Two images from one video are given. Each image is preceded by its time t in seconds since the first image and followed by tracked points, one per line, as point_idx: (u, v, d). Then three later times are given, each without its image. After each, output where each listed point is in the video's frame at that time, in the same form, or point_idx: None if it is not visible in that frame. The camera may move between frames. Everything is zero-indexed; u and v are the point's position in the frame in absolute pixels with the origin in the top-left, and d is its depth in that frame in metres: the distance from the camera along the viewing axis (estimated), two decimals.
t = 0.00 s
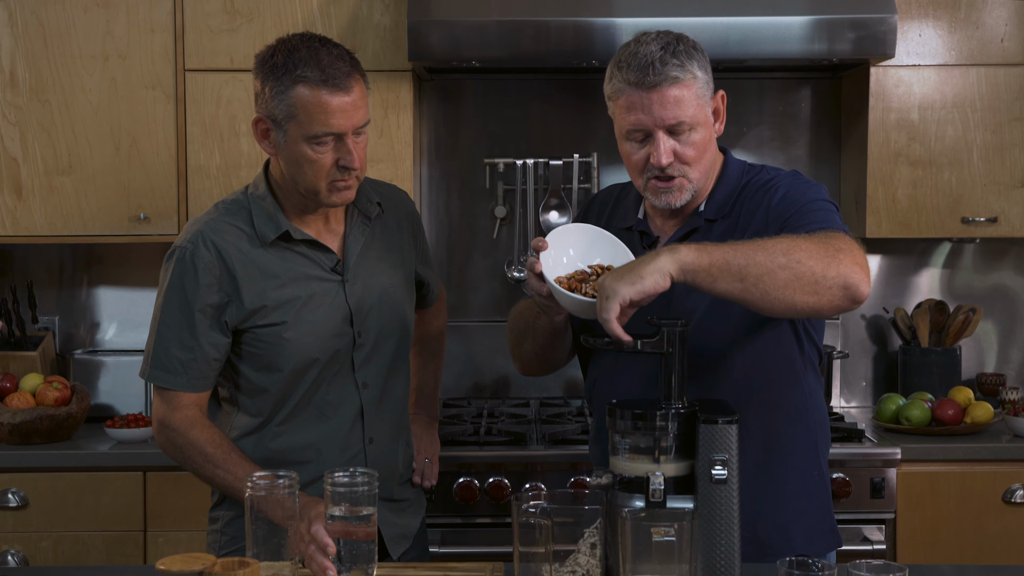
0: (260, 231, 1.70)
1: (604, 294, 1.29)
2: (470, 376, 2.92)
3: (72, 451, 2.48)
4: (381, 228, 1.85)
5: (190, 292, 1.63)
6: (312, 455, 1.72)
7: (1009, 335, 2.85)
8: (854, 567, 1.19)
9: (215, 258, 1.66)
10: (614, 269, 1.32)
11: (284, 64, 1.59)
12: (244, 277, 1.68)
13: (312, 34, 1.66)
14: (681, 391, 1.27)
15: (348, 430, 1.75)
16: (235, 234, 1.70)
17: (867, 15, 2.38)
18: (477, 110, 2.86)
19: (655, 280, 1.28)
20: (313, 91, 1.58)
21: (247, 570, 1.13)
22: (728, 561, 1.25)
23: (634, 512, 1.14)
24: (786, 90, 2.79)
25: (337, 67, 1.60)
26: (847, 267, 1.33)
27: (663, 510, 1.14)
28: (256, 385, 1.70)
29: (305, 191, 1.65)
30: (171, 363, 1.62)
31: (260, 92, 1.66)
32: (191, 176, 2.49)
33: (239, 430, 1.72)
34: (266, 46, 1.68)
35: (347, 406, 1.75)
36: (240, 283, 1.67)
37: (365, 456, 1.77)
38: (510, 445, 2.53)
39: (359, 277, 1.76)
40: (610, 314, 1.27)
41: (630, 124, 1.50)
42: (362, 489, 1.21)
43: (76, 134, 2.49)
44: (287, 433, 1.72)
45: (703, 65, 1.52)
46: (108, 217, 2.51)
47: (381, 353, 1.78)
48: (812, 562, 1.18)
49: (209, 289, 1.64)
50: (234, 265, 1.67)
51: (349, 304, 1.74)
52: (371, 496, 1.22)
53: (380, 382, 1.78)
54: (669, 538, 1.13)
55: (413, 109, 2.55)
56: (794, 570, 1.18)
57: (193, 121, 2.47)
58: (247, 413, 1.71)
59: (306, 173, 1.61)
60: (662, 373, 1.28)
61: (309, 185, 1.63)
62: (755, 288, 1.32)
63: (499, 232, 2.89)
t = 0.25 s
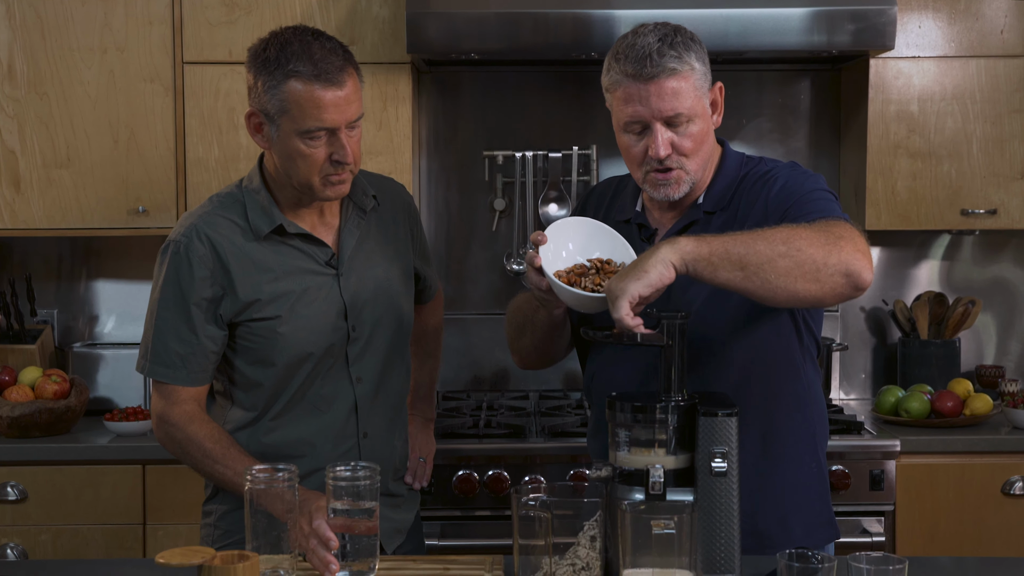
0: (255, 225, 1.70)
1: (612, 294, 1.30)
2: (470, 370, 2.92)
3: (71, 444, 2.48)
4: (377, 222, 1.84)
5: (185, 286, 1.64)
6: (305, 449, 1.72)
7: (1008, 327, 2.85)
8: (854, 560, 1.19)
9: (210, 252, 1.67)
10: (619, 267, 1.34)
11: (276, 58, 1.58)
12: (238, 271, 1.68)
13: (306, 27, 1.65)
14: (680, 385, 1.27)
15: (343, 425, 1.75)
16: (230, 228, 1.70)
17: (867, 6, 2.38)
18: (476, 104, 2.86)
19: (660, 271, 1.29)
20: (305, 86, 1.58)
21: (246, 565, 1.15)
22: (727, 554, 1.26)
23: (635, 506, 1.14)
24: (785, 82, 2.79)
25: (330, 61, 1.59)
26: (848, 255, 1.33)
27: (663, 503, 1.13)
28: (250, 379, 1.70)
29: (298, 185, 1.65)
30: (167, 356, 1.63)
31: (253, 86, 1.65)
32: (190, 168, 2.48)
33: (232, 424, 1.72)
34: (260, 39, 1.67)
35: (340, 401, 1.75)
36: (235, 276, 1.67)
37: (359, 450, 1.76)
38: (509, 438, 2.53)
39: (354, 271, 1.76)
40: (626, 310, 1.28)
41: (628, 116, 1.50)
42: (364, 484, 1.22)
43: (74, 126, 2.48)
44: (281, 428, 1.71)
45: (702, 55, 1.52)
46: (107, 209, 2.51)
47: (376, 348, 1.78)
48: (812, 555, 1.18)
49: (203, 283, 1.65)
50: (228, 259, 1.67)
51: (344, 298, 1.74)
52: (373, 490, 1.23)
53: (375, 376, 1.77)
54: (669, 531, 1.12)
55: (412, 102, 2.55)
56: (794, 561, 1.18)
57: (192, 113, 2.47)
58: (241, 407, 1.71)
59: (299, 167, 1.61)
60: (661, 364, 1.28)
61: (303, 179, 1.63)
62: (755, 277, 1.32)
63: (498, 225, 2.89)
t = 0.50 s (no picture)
0: (256, 215, 1.83)
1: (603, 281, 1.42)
2: (468, 351, 3.06)
3: (91, 422, 2.63)
4: (371, 211, 1.98)
5: (191, 272, 1.77)
6: (304, 425, 1.86)
7: (978, 312, 2.99)
8: (831, 529, 1.30)
9: (213, 240, 1.79)
10: (608, 256, 1.45)
11: (275, 59, 1.70)
12: (241, 258, 1.80)
13: (303, 27, 1.77)
14: (667, 364, 1.41)
15: (339, 403, 1.89)
16: (232, 218, 1.82)
17: (846, 7, 2.49)
18: (474, 97, 2.98)
19: (649, 260, 1.41)
20: (303, 85, 1.70)
21: (258, 535, 1.29)
22: (711, 524, 1.37)
23: (624, 480, 1.31)
24: (768, 79, 2.91)
25: (327, 61, 1.71)
26: (827, 243, 1.47)
27: (651, 478, 1.30)
28: (252, 361, 1.84)
29: (295, 178, 1.78)
30: (175, 339, 1.76)
31: (253, 83, 1.77)
32: (201, 161, 2.61)
33: (235, 403, 1.86)
34: (259, 39, 1.79)
35: (337, 381, 1.89)
36: (237, 263, 1.80)
37: (354, 427, 1.91)
38: (505, 416, 2.67)
39: (349, 259, 1.90)
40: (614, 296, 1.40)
41: (616, 110, 1.62)
42: (368, 460, 1.37)
43: (91, 121, 2.60)
44: (281, 406, 1.86)
45: (685, 53, 1.64)
46: (122, 200, 2.63)
47: (370, 331, 1.92)
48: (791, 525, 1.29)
49: (208, 269, 1.77)
50: (231, 246, 1.80)
51: (340, 284, 1.88)
52: (376, 466, 1.39)
53: (370, 357, 1.92)
54: (656, 502, 1.29)
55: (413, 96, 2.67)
56: (775, 532, 1.29)
57: (203, 108, 2.59)
58: (244, 387, 1.85)
59: (297, 162, 1.74)
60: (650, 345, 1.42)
61: (300, 172, 1.76)
62: (741, 264, 1.45)
63: (495, 214, 3.02)
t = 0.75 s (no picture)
0: (256, 200, 1.99)
1: (593, 263, 1.58)
2: (463, 331, 3.24)
3: (110, 396, 2.80)
4: (364, 198, 2.15)
5: (199, 254, 1.92)
6: (302, 398, 2.04)
7: (941, 294, 3.18)
8: (804, 498, 1.44)
9: (217, 224, 1.95)
10: (599, 238, 1.60)
11: (276, 55, 1.83)
12: (243, 240, 1.97)
13: (301, 25, 1.90)
14: (651, 343, 1.56)
15: (334, 379, 2.07)
16: (235, 203, 1.98)
17: (817, 8, 2.67)
18: (469, 92, 3.16)
19: (636, 246, 1.56)
20: (302, 80, 1.83)
21: (265, 502, 1.47)
22: (692, 493, 1.52)
23: (610, 451, 1.45)
24: (744, 75, 3.09)
25: (323, 57, 1.84)
26: (803, 229, 1.60)
27: (635, 450, 1.44)
28: (254, 338, 2.01)
29: (294, 166, 1.92)
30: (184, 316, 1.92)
31: (254, 78, 1.90)
32: (213, 151, 2.78)
33: (238, 378, 2.03)
34: (260, 35, 1.92)
35: (333, 357, 2.07)
36: (240, 245, 1.97)
37: (348, 400, 2.09)
38: (498, 391, 2.85)
39: (345, 243, 2.07)
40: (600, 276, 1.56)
41: (601, 104, 1.78)
42: (369, 432, 1.53)
43: (110, 114, 2.78)
44: (280, 380, 2.03)
45: (665, 50, 1.80)
46: (139, 188, 2.81)
47: (364, 311, 2.10)
48: (766, 494, 1.45)
49: (213, 251, 1.94)
50: (234, 229, 1.96)
51: (336, 266, 2.05)
52: (378, 438, 1.55)
53: (363, 336, 2.10)
54: (640, 472, 1.44)
55: (412, 91, 2.84)
56: (752, 500, 1.45)
57: (215, 102, 2.76)
58: (246, 362, 2.02)
59: (295, 152, 1.88)
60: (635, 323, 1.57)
61: (298, 161, 1.90)
62: (722, 248, 1.59)
63: (488, 202, 3.20)
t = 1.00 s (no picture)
0: (253, 193, 2.02)
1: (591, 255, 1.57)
2: (461, 322, 3.28)
3: (112, 386, 2.84)
4: (359, 189, 2.19)
5: (197, 246, 1.95)
6: (300, 388, 2.08)
7: (932, 285, 3.22)
8: (797, 487, 1.46)
9: (215, 216, 1.98)
10: (599, 231, 1.61)
11: (269, 51, 1.86)
12: (241, 232, 2.00)
13: (294, 20, 1.93)
14: (647, 334, 1.60)
15: (332, 369, 2.11)
16: (231, 195, 2.02)
17: (810, 2, 2.71)
18: (466, 85, 3.19)
19: (634, 236, 1.56)
20: (294, 75, 1.86)
21: (266, 491, 1.50)
22: (687, 482, 1.55)
23: (607, 441, 1.48)
24: (737, 69, 3.13)
25: (315, 53, 1.87)
26: (798, 221, 1.62)
27: (631, 440, 1.47)
28: (252, 329, 2.04)
29: (288, 160, 1.95)
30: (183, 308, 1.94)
31: (248, 73, 1.93)
32: (214, 144, 2.82)
33: (236, 368, 2.06)
34: (253, 31, 1.95)
35: (331, 347, 2.10)
36: (238, 237, 2.00)
37: (345, 390, 2.13)
38: (496, 381, 2.89)
39: (341, 235, 2.11)
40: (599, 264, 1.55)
41: (596, 96, 1.81)
42: (368, 423, 1.57)
43: (112, 108, 2.81)
44: (278, 370, 2.07)
45: (660, 43, 1.83)
46: (141, 180, 2.84)
47: (360, 301, 2.14)
48: (761, 484, 1.47)
49: (211, 243, 1.97)
50: (231, 221, 1.99)
51: (333, 257, 2.08)
52: (377, 428, 1.59)
53: (360, 326, 2.13)
54: (636, 461, 1.46)
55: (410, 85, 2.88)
56: (746, 489, 1.47)
57: (215, 95, 2.80)
58: (245, 353, 2.06)
59: (289, 146, 1.91)
60: (630, 315, 1.60)
61: (292, 155, 1.94)
62: (718, 240, 1.61)
63: (486, 194, 3.23)
